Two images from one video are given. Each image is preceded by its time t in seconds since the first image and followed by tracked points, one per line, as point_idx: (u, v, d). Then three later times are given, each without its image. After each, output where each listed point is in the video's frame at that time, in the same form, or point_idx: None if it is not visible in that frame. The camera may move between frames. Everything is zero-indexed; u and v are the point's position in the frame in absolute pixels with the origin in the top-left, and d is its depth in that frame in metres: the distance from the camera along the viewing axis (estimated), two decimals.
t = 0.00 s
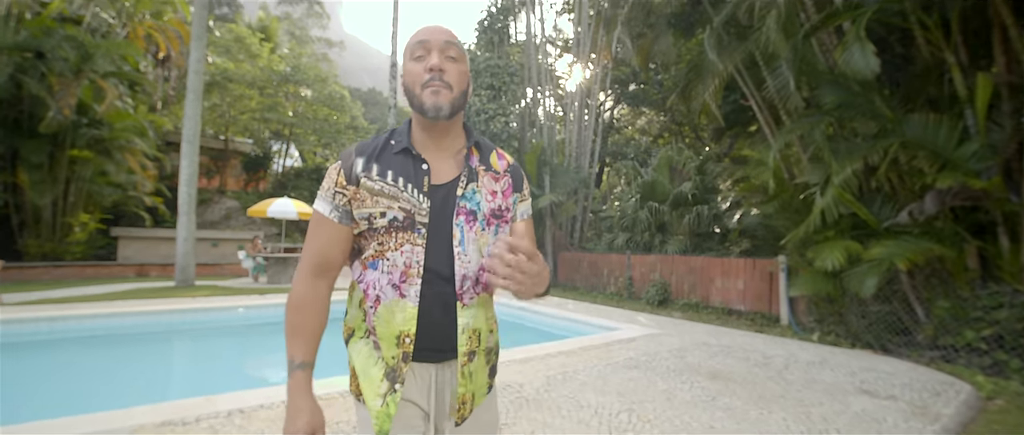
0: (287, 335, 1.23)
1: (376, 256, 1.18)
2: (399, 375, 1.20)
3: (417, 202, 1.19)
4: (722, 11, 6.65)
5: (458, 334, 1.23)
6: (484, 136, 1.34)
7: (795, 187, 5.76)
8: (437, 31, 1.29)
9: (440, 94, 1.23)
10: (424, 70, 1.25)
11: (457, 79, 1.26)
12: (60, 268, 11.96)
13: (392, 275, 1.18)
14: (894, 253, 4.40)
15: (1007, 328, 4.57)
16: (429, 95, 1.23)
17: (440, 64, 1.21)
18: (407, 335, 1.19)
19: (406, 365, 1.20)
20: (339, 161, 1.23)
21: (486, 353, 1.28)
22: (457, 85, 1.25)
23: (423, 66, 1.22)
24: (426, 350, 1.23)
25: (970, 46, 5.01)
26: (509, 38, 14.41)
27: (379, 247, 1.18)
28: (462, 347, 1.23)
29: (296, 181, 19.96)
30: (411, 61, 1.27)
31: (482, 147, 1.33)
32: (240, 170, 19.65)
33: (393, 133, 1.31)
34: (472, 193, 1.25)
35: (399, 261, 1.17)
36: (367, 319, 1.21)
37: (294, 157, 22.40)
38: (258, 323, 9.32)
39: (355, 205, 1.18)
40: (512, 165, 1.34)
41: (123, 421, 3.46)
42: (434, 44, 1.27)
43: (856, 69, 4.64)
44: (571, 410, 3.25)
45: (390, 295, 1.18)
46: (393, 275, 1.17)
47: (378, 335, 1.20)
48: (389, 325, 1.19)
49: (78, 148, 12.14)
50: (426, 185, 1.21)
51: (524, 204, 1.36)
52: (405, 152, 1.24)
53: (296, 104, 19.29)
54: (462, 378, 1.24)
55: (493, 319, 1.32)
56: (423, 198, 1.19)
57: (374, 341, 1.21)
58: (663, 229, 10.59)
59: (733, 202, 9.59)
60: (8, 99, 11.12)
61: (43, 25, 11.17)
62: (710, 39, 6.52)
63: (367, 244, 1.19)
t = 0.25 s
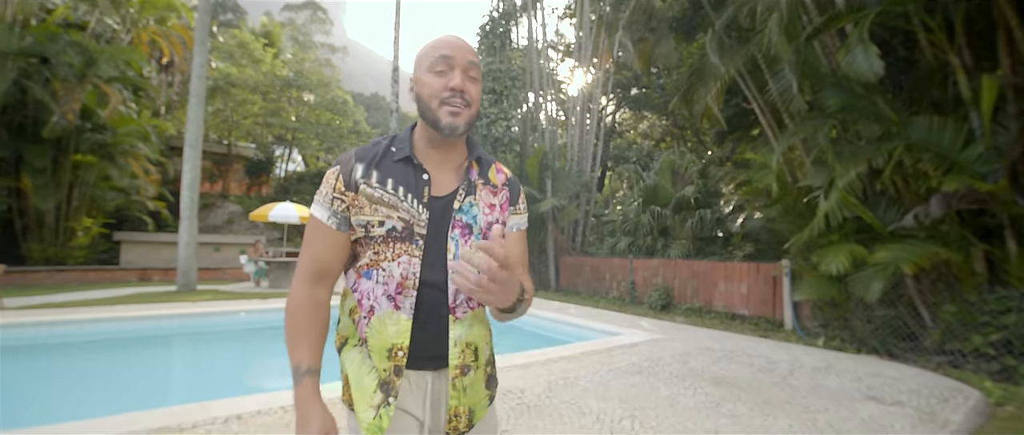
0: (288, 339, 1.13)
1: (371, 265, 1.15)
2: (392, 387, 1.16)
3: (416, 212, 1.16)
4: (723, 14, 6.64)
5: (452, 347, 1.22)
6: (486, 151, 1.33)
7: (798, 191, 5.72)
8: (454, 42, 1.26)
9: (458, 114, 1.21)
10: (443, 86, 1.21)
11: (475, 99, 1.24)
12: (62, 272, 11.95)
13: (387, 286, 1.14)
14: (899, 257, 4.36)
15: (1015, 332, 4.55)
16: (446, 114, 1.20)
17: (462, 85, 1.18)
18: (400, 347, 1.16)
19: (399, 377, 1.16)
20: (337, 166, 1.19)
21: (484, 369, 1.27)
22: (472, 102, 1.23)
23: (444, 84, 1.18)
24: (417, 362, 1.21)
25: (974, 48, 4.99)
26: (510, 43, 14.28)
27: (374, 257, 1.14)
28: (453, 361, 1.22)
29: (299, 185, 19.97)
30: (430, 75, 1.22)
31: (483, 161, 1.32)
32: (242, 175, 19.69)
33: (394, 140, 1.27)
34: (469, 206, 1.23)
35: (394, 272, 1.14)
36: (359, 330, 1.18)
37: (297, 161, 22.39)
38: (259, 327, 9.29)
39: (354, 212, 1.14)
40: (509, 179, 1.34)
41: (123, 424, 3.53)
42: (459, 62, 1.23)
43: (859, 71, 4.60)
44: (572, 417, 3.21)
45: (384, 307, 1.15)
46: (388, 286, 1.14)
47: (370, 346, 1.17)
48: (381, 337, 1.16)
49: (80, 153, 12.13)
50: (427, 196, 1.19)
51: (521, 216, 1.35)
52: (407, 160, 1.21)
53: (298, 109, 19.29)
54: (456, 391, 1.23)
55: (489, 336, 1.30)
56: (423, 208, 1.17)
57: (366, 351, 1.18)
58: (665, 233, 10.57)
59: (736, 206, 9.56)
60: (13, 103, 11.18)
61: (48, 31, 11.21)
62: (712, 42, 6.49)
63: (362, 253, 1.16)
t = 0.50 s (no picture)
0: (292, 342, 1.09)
1: (376, 267, 1.11)
2: (398, 389, 1.12)
3: (421, 215, 1.14)
4: (728, 17, 6.59)
5: (457, 350, 1.17)
6: (487, 157, 1.30)
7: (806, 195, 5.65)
8: (455, 50, 1.24)
9: (449, 123, 1.19)
10: (437, 96, 1.20)
11: (472, 108, 1.22)
12: (72, 277, 12.00)
13: (394, 287, 1.11)
14: (910, 262, 4.28)
15: None
16: (437, 123, 1.19)
17: (452, 97, 1.16)
18: (406, 348, 1.12)
19: (405, 378, 1.13)
20: (340, 169, 1.16)
21: (484, 371, 1.24)
22: (469, 114, 1.22)
23: (436, 94, 1.17)
24: (423, 363, 1.17)
25: (984, 50, 4.92)
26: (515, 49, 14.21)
27: (380, 259, 1.12)
28: (458, 364, 1.18)
29: (305, 190, 20.00)
30: (428, 84, 1.22)
31: (484, 167, 1.29)
32: (250, 181, 19.79)
33: (397, 145, 1.24)
34: (472, 209, 1.21)
35: (400, 275, 1.11)
36: (362, 330, 1.13)
37: (303, 167, 22.32)
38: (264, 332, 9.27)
39: (360, 214, 1.11)
40: (510, 185, 1.32)
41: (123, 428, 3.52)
42: (454, 71, 1.21)
43: (866, 73, 4.54)
44: (576, 424, 3.15)
45: (391, 308, 1.11)
46: (394, 288, 1.11)
47: (374, 347, 1.12)
48: (387, 338, 1.12)
49: (90, 159, 12.19)
50: (432, 199, 1.17)
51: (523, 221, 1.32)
52: (412, 164, 1.18)
53: (305, 115, 19.23)
54: (461, 396, 1.20)
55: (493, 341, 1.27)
56: (428, 211, 1.15)
57: (369, 353, 1.13)
58: (671, 238, 10.50)
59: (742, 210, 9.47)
60: (25, 110, 11.29)
61: (60, 39, 11.27)
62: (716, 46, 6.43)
63: (367, 255, 1.12)
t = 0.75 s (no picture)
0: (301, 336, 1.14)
1: (383, 262, 1.16)
2: (403, 378, 1.17)
3: (427, 211, 1.19)
4: (737, 16, 6.47)
5: (463, 341, 1.22)
6: (490, 156, 1.37)
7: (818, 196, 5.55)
8: (457, 54, 1.31)
9: (452, 124, 1.25)
10: (439, 97, 1.26)
11: (473, 108, 1.28)
12: (88, 280, 12.10)
13: (401, 280, 1.16)
14: (927, 264, 4.17)
15: None
16: (440, 124, 1.25)
17: (454, 97, 1.23)
18: (412, 338, 1.16)
19: (411, 368, 1.17)
20: (349, 169, 1.21)
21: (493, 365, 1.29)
22: (471, 113, 1.28)
23: (437, 95, 1.23)
24: (431, 355, 1.21)
25: (1002, 46, 4.80)
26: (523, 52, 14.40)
27: (387, 254, 1.16)
28: (465, 355, 1.22)
29: (316, 194, 20.02)
30: (429, 86, 1.28)
31: (486, 166, 1.35)
32: (262, 185, 19.92)
33: (402, 146, 1.30)
34: (478, 207, 1.27)
35: (407, 269, 1.16)
36: (368, 323, 1.17)
37: (315, 171, 22.43)
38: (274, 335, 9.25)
39: (368, 211, 1.16)
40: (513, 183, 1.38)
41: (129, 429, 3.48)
42: (454, 74, 1.27)
43: (880, 71, 4.44)
44: (583, 429, 3.09)
45: (397, 300, 1.16)
46: (401, 280, 1.16)
47: (380, 339, 1.16)
48: (394, 329, 1.16)
49: (106, 164, 12.31)
50: (437, 195, 1.22)
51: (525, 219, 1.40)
52: (417, 164, 1.23)
53: (316, 120, 19.36)
54: (468, 384, 1.23)
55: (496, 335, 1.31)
56: (433, 207, 1.20)
57: (375, 345, 1.17)
58: (681, 241, 10.40)
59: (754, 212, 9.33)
60: (43, 116, 11.46)
61: (77, 47, 11.18)
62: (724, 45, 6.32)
63: (375, 250, 1.17)
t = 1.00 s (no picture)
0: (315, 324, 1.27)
1: (399, 255, 1.28)
2: (422, 366, 1.30)
3: (440, 206, 1.32)
4: (749, 12, 6.30)
5: (482, 329, 1.36)
6: (493, 157, 1.53)
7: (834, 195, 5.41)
8: (466, 60, 1.45)
9: (463, 124, 1.39)
10: (449, 99, 1.39)
11: (481, 109, 1.42)
12: (108, 280, 12.17)
13: (417, 272, 1.28)
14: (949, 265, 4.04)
15: None
16: (452, 124, 1.39)
17: (466, 98, 1.36)
18: (430, 327, 1.29)
19: (428, 356, 1.30)
20: (361, 169, 1.33)
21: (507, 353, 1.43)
22: (481, 113, 1.42)
23: (450, 97, 1.37)
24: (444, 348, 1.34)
25: None
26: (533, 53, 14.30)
27: (403, 248, 1.29)
28: (484, 342, 1.37)
29: (329, 197, 20.04)
30: (439, 89, 1.41)
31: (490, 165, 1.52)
32: (276, 187, 19.93)
33: (414, 146, 1.44)
34: (488, 203, 1.42)
35: (422, 260, 1.29)
36: (386, 317, 1.29)
37: (330, 174, 22.45)
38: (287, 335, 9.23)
39: (383, 208, 1.28)
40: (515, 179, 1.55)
41: (137, 428, 3.48)
42: (463, 77, 1.41)
43: (897, 65, 4.30)
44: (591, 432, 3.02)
45: (415, 291, 1.28)
46: (418, 271, 1.28)
47: (398, 329, 1.28)
48: (412, 319, 1.28)
49: (125, 167, 12.40)
50: (447, 192, 1.36)
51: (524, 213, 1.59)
52: (429, 164, 1.37)
53: (329, 123, 19.48)
54: (489, 371, 1.39)
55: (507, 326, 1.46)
56: (445, 203, 1.33)
57: (392, 337, 1.29)
58: (694, 241, 10.26)
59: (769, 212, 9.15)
60: (66, 122, 11.54)
61: (98, 53, 11.30)
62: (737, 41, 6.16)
63: (390, 246, 1.29)
